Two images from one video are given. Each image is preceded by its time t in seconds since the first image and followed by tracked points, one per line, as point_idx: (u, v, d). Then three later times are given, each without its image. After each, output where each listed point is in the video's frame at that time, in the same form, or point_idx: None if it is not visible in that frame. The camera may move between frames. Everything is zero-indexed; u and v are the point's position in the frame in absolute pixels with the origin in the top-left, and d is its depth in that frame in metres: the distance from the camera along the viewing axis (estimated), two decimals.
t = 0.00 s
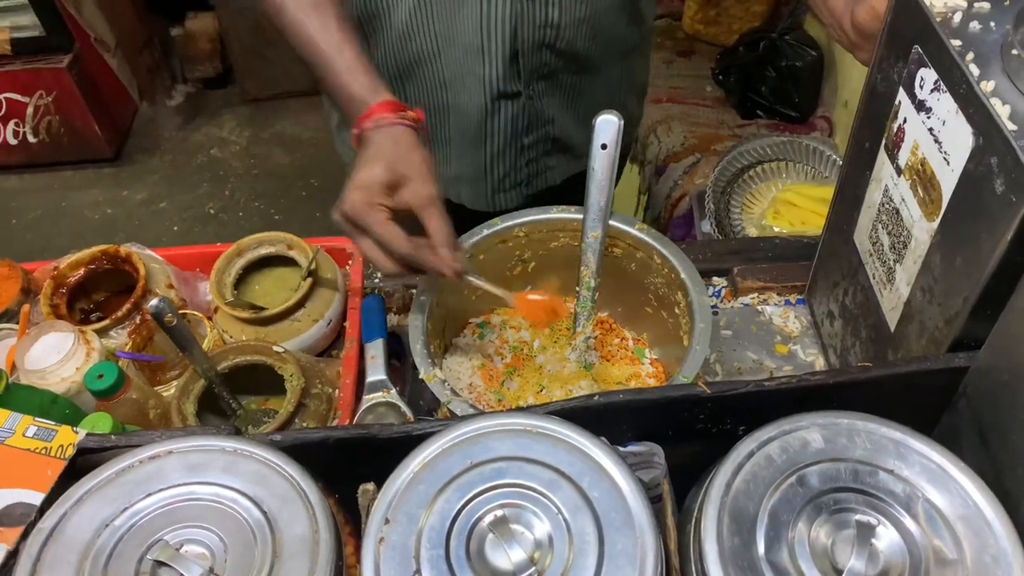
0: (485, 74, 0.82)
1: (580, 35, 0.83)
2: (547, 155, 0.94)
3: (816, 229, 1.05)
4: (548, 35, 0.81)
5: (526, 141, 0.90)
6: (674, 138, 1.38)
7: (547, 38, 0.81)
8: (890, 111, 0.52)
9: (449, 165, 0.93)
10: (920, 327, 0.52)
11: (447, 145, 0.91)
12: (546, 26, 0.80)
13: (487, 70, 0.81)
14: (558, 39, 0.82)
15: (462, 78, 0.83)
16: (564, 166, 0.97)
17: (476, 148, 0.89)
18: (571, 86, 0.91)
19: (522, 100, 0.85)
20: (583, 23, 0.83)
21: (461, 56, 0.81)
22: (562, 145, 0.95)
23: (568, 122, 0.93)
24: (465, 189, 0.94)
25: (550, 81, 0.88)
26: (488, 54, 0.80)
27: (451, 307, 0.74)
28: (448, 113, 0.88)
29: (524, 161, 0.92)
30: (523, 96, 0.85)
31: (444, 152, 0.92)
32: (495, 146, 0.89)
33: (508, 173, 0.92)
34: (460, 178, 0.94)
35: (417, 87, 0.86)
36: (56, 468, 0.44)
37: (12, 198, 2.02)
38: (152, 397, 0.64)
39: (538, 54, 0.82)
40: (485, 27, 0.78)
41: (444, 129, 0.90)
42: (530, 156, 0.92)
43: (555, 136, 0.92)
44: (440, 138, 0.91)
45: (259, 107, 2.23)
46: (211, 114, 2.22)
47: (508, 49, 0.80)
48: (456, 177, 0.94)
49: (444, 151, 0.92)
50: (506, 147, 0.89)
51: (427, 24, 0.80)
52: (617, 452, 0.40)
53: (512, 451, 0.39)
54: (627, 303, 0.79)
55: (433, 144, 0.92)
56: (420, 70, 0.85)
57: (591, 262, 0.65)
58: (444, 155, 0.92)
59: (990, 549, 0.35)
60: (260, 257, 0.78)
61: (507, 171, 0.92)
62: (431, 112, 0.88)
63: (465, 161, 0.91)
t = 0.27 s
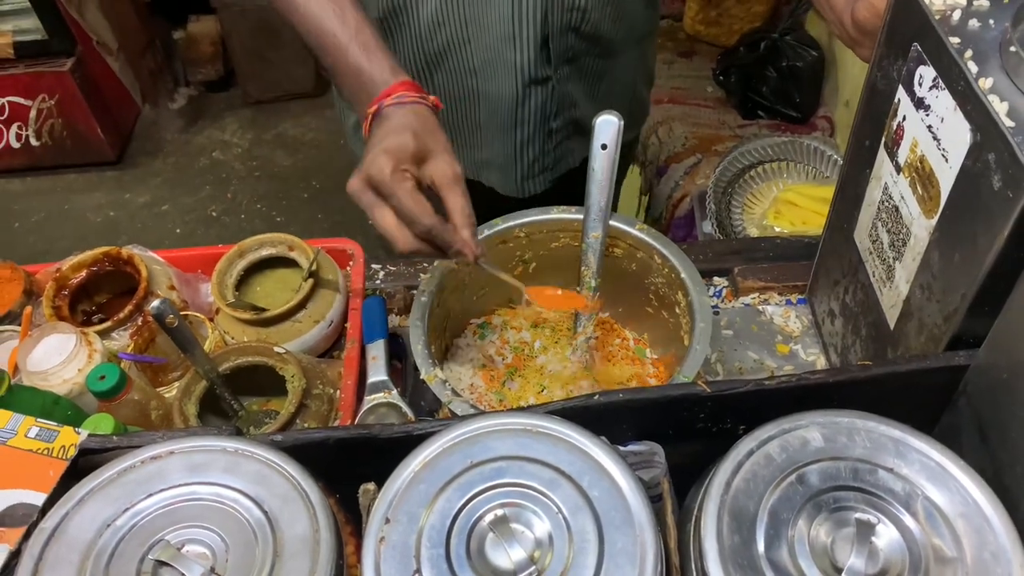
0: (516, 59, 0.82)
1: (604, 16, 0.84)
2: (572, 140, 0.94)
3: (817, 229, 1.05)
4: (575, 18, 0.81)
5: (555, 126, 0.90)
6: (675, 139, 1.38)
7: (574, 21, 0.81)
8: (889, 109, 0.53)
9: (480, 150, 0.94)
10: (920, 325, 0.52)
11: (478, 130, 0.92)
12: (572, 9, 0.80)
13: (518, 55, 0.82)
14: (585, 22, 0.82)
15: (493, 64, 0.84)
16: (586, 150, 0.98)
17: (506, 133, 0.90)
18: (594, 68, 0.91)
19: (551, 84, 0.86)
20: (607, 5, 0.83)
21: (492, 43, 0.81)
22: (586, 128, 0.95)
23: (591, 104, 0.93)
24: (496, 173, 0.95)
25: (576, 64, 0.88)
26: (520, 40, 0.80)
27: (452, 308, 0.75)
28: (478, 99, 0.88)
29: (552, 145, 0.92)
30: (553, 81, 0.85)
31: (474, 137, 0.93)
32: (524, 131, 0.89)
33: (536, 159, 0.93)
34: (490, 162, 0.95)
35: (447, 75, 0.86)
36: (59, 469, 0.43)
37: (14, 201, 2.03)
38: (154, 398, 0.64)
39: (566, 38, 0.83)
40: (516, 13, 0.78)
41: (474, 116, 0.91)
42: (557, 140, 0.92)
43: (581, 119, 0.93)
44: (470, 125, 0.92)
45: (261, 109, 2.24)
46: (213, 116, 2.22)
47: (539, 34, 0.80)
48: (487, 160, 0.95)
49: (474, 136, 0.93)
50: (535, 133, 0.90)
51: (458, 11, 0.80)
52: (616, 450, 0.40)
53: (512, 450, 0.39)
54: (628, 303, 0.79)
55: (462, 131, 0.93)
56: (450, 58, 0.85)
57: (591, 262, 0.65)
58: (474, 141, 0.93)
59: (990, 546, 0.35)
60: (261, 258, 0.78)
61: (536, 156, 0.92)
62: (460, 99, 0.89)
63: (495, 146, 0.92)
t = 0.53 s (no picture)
0: (517, 58, 0.82)
1: (605, 16, 0.84)
2: (573, 142, 0.94)
3: (818, 229, 1.05)
4: (576, 18, 0.81)
5: (556, 127, 0.90)
6: (676, 140, 1.39)
7: (574, 21, 0.81)
8: (889, 109, 0.53)
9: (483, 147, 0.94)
10: (919, 325, 0.52)
11: (480, 128, 0.92)
12: (572, 9, 0.80)
13: (519, 54, 0.81)
14: (585, 22, 0.82)
15: (494, 61, 0.84)
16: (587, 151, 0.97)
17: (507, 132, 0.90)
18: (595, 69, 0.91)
19: (552, 84, 0.86)
20: (608, 5, 0.83)
21: (493, 40, 0.82)
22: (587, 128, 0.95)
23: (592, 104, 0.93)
24: (498, 170, 0.95)
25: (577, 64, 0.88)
26: (521, 39, 0.80)
27: (453, 308, 0.75)
28: (480, 97, 0.88)
29: (554, 146, 0.92)
30: (554, 80, 0.85)
31: (476, 135, 0.93)
32: (526, 131, 0.89)
33: (538, 159, 0.92)
34: (493, 159, 0.95)
35: (448, 72, 0.87)
36: (59, 468, 0.44)
37: (17, 202, 2.03)
38: (155, 398, 0.64)
39: (567, 38, 0.82)
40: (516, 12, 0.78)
41: (477, 113, 0.91)
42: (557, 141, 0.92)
43: (582, 120, 0.93)
44: (472, 122, 0.92)
45: (263, 110, 2.24)
46: (215, 118, 2.23)
47: (540, 33, 0.80)
48: (490, 157, 0.95)
49: (477, 133, 0.93)
50: (536, 132, 0.89)
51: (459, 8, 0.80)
52: (616, 450, 0.40)
53: (512, 449, 0.39)
54: (629, 303, 0.79)
55: (464, 129, 0.93)
56: (452, 56, 0.85)
57: (592, 262, 0.65)
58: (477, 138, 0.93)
59: (990, 545, 0.35)
60: (263, 258, 0.78)
61: (537, 157, 0.92)
62: (462, 97, 0.89)
63: (497, 143, 0.92)
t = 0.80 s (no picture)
0: (508, 60, 0.82)
1: (596, 21, 0.85)
2: (561, 141, 0.94)
3: (819, 229, 1.05)
4: (566, 21, 0.82)
5: (544, 127, 0.90)
6: (678, 140, 1.39)
7: (565, 24, 0.82)
8: (890, 109, 0.53)
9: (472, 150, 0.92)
10: (920, 325, 0.52)
11: (471, 131, 0.90)
12: (564, 12, 0.81)
13: (510, 56, 0.82)
14: (576, 26, 0.83)
15: (484, 62, 0.83)
16: (575, 151, 0.98)
17: (497, 134, 0.90)
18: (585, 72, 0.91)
19: (542, 85, 0.86)
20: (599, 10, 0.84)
21: (484, 42, 0.81)
22: (577, 129, 0.95)
23: (582, 107, 0.93)
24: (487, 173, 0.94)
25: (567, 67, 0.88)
26: (511, 42, 0.81)
27: (454, 308, 0.75)
28: (471, 99, 0.87)
29: (542, 147, 0.93)
30: (543, 82, 0.86)
31: (463, 139, 0.92)
32: (516, 132, 0.89)
33: (528, 159, 0.93)
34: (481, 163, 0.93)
35: (439, 75, 0.85)
36: (60, 467, 0.44)
37: (19, 201, 2.03)
38: (156, 397, 0.65)
39: (557, 40, 0.83)
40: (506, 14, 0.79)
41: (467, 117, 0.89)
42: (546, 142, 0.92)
43: (571, 121, 0.93)
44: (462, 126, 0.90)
45: (265, 110, 2.24)
46: (216, 117, 2.23)
47: (530, 35, 0.81)
48: (477, 161, 0.93)
49: (467, 136, 0.91)
50: (526, 133, 0.90)
51: (452, 10, 0.79)
52: (616, 449, 0.40)
53: (512, 449, 0.39)
54: (630, 303, 0.79)
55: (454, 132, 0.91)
56: (443, 58, 0.83)
57: (592, 262, 0.65)
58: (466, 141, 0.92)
59: (990, 546, 0.35)
60: (264, 257, 0.79)
61: (527, 157, 0.92)
62: (453, 100, 0.87)
63: (487, 146, 0.91)
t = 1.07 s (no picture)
0: (480, 69, 0.80)
1: (576, 34, 0.82)
2: (541, 152, 0.91)
3: (822, 230, 1.05)
4: (543, 32, 0.79)
5: (521, 138, 0.87)
6: (680, 139, 1.39)
7: (542, 35, 0.79)
8: (894, 110, 0.52)
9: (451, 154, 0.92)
10: (922, 326, 0.51)
11: (450, 134, 0.90)
12: (540, 23, 0.78)
13: (482, 65, 0.79)
14: (554, 38, 0.81)
15: (459, 68, 0.82)
16: (556, 164, 0.94)
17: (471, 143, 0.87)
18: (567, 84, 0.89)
19: (517, 97, 0.83)
20: (579, 23, 0.81)
21: (459, 49, 0.80)
22: (557, 143, 0.92)
23: (563, 119, 0.90)
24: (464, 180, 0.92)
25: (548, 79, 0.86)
26: (485, 48, 0.78)
27: (455, 308, 0.75)
28: (449, 103, 0.87)
29: (520, 158, 0.89)
30: (519, 93, 0.83)
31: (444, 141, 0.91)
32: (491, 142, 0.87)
33: (503, 167, 0.88)
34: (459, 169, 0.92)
35: (420, 77, 0.85)
36: (62, 465, 0.44)
37: (21, 199, 2.04)
38: (157, 395, 0.65)
39: (534, 52, 0.81)
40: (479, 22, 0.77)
41: (446, 119, 0.89)
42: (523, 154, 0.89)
43: (551, 133, 0.90)
44: (443, 128, 0.90)
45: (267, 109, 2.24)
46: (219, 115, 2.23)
47: (504, 44, 0.78)
48: (457, 166, 0.92)
49: (447, 138, 0.91)
50: (500, 143, 0.86)
51: (429, 14, 0.79)
52: (618, 450, 0.40)
53: (513, 449, 0.39)
54: (632, 303, 0.78)
55: (436, 134, 0.91)
56: (422, 60, 0.84)
57: (592, 262, 0.65)
58: (446, 143, 0.91)
59: (991, 548, 0.35)
60: (266, 256, 0.79)
61: (503, 165, 0.88)
62: (432, 102, 0.87)
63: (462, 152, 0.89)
